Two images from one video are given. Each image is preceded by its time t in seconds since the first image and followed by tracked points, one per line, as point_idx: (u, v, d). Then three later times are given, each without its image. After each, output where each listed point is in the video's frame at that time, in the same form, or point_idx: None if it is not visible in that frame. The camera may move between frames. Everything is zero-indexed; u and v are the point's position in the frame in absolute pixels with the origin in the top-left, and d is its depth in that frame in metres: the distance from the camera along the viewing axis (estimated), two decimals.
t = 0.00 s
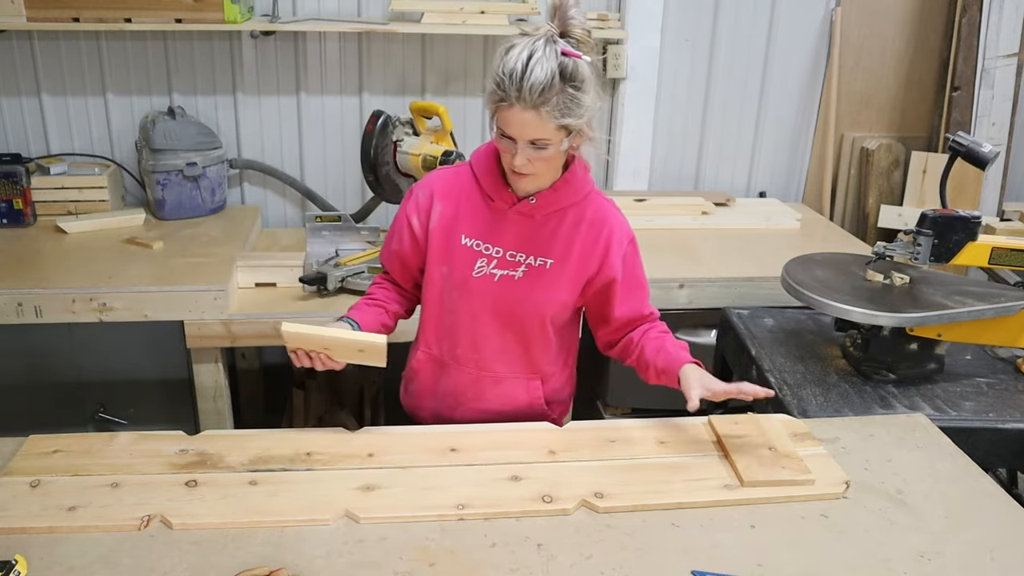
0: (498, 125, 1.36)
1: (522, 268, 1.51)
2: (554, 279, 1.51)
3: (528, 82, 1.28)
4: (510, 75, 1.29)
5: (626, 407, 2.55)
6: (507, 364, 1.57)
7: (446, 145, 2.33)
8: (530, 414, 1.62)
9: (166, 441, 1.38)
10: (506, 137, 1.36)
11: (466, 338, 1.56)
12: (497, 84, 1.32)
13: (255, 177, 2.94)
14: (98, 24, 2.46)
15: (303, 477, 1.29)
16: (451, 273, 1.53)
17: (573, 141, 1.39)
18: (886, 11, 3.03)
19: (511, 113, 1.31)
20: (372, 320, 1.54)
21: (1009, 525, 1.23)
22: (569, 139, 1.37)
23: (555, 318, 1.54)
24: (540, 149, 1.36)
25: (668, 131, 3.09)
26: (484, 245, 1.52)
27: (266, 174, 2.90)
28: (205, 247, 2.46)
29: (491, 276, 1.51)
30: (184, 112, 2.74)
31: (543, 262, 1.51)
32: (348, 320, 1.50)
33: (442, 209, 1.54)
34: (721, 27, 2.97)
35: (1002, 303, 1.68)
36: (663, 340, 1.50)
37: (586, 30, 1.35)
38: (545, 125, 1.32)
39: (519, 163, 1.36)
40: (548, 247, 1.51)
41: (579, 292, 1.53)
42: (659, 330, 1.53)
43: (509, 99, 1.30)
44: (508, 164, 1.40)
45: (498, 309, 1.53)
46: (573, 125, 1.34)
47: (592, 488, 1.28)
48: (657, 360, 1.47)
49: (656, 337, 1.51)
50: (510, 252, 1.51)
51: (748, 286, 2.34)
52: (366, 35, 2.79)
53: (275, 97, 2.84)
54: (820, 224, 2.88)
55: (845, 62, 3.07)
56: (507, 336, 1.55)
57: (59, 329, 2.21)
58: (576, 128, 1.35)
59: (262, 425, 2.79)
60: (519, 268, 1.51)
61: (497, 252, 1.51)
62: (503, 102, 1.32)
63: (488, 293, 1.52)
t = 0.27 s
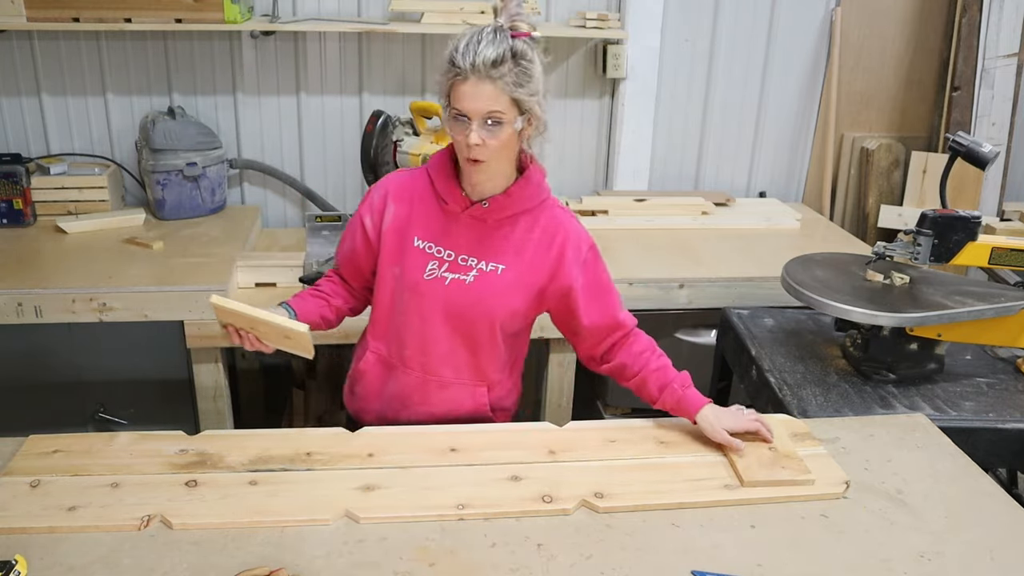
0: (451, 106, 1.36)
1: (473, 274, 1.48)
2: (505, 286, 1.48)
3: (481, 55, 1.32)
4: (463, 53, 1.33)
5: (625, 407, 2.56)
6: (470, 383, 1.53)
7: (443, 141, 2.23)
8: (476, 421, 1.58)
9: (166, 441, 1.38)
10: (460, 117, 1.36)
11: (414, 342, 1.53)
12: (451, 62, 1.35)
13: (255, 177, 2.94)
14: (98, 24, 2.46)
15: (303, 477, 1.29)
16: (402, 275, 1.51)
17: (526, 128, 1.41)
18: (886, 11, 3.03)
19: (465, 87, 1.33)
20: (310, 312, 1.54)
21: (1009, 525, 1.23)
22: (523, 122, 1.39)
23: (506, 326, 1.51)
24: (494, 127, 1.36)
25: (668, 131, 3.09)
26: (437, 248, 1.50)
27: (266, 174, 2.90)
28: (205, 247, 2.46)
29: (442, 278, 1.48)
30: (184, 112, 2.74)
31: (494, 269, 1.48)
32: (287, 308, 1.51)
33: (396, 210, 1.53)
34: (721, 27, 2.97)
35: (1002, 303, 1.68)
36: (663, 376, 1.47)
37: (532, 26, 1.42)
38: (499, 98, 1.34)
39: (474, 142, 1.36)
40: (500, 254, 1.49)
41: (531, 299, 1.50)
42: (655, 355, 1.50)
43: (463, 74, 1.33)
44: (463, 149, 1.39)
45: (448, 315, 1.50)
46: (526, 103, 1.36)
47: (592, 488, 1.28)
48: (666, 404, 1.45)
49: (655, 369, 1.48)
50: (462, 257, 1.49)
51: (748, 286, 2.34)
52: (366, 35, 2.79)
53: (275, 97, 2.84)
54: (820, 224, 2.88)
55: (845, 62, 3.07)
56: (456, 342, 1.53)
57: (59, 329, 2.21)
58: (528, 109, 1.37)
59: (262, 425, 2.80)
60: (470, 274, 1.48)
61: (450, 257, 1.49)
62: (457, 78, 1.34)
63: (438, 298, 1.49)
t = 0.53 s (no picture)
0: (423, 96, 1.43)
1: (439, 279, 1.50)
2: (470, 290, 1.50)
3: (453, 46, 1.41)
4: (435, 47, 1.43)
5: (625, 407, 2.55)
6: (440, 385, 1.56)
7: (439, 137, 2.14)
8: (442, 423, 1.61)
9: (166, 441, 1.38)
10: (432, 106, 1.42)
11: (380, 348, 1.54)
12: (423, 55, 1.43)
13: (255, 177, 2.94)
14: (98, 24, 2.45)
15: (303, 477, 1.29)
16: (368, 282, 1.52)
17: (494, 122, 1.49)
18: (886, 11, 3.03)
19: (438, 74, 1.41)
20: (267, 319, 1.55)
21: (1008, 526, 1.23)
22: (493, 114, 1.47)
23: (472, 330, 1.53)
24: (466, 115, 1.43)
25: (668, 131, 3.09)
26: (402, 255, 1.51)
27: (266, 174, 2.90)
28: (205, 247, 2.46)
29: (408, 285, 1.50)
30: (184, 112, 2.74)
31: (459, 274, 1.50)
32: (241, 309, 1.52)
33: (361, 218, 1.54)
34: (721, 27, 2.97)
35: (1002, 303, 1.68)
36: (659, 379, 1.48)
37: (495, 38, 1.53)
38: (471, 86, 1.42)
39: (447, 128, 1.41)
40: (465, 259, 1.50)
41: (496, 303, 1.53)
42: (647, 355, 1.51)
43: (436, 63, 1.42)
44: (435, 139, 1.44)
45: (415, 320, 1.51)
46: (495, 93, 1.45)
47: (592, 488, 1.28)
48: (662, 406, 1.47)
49: (650, 370, 1.49)
50: (427, 263, 1.50)
51: (748, 286, 2.34)
52: (366, 35, 2.79)
53: (275, 97, 2.84)
54: (820, 224, 2.87)
55: (845, 62, 3.07)
56: (424, 346, 1.54)
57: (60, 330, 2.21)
58: (498, 100, 1.46)
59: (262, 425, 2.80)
60: (436, 279, 1.50)
61: (415, 263, 1.50)
62: (430, 68, 1.42)
63: (405, 304, 1.50)
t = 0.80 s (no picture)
0: (387, 89, 1.43)
1: (414, 268, 1.50)
2: (444, 276, 1.51)
3: (416, 39, 1.42)
4: (398, 40, 1.43)
5: (626, 407, 2.56)
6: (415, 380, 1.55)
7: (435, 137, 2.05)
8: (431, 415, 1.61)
9: (166, 441, 1.38)
10: (397, 98, 1.42)
11: (362, 343, 1.55)
12: (386, 48, 1.44)
13: (255, 177, 2.94)
14: (98, 24, 2.45)
15: (303, 477, 1.29)
16: (344, 279, 1.52)
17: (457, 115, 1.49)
18: (886, 10, 3.03)
19: (402, 67, 1.41)
20: (241, 323, 1.54)
21: (1008, 526, 1.23)
22: (455, 106, 1.47)
23: (449, 317, 1.53)
24: (430, 106, 1.43)
25: (667, 131, 3.09)
26: (375, 247, 1.51)
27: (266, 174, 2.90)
28: (205, 247, 2.46)
29: (384, 277, 1.50)
30: (184, 112, 2.74)
31: (433, 260, 1.50)
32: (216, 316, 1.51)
33: (331, 217, 1.54)
34: (721, 28, 2.97)
35: (1002, 303, 1.68)
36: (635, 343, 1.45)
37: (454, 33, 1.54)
38: (435, 78, 1.42)
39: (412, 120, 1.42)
40: (437, 246, 1.51)
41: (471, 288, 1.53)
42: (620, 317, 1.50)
43: (399, 55, 1.42)
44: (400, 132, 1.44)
45: (393, 311, 1.52)
46: (457, 85, 1.46)
47: (592, 488, 1.28)
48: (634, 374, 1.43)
49: (625, 334, 1.47)
50: (401, 253, 1.50)
51: (748, 286, 2.34)
52: (366, 35, 2.79)
53: (275, 97, 2.84)
54: (820, 224, 2.88)
55: (845, 62, 3.08)
56: (404, 338, 1.54)
57: (60, 329, 2.21)
58: (461, 92, 1.46)
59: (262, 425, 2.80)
60: (410, 269, 1.50)
61: (389, 254, 1.51)
62: (393, 60, 1.42)
63: (382, 296, 1.50)
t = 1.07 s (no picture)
0: (366, 107, 1.36)
1: (409, 260, 1.50)
2: (439, 267, 1.50)
3: (390, 58, 1.32)
4: (375, 57, 1.33)
5: (626, 407, 2.56)
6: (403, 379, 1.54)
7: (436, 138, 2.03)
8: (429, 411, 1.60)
9: (166, 441, 1.38)
10: (376, 119, 1.36)
11: (359, 336, 1.55)
12: (363, 64, 1.35)
13: (255, 177, 2.94)
14: (98, 24, 2.46)
15: (303, 477, 1.29)
16: (341, 273, 1.53)
17: (440, 121, 1.43)
18: (885, 11, 3.03)
19: (378, 91, 1.33)
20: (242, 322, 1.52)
21: (1008, 526, 1.23)
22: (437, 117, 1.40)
23: (445, 310, 1.53)
24: (410, 128, 1.36)
25: (667, 131, 3.09)
26: (370, 241, 1.51)
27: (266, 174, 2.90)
28: (204, 247, 2.46)
29: (381, 269, 1.50)
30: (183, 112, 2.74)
31: (428, 252, 1.50)
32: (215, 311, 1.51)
33: (326, 214, 1.55)
34: (721, 28, 2.97)
35: (1002, 303, 1.68)
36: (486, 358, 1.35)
37: (439, 23, 1.41)
38: (412, 100, 1.34)
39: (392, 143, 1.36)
40: (431, 237, 1.51)
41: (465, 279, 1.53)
42: (505, 331, 1.41)
43: (375, 76, 1.33)
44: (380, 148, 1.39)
45: (390, 302, 1.52)
46: (438, 100, 1.37)
47: (592, 488, 1.28)
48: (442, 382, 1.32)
49: (483, 348, 1.37)
50: (396, 246, 1.51)
51: (748, 286, 2.34)
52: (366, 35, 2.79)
53: (275, 97, 2.84)
54: (820, 224, 2.88)
55: (845, 62, 3.08)
56: (401, 331, 1.54)
57: (60, 330, 2.22)
58: (442, 105, 1.39)
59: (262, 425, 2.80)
60: (406, 261, 1.50)
61: (384, 247, 1.51)
62: (370, 80, 1.34)
63: (379, 287, 1.51)
